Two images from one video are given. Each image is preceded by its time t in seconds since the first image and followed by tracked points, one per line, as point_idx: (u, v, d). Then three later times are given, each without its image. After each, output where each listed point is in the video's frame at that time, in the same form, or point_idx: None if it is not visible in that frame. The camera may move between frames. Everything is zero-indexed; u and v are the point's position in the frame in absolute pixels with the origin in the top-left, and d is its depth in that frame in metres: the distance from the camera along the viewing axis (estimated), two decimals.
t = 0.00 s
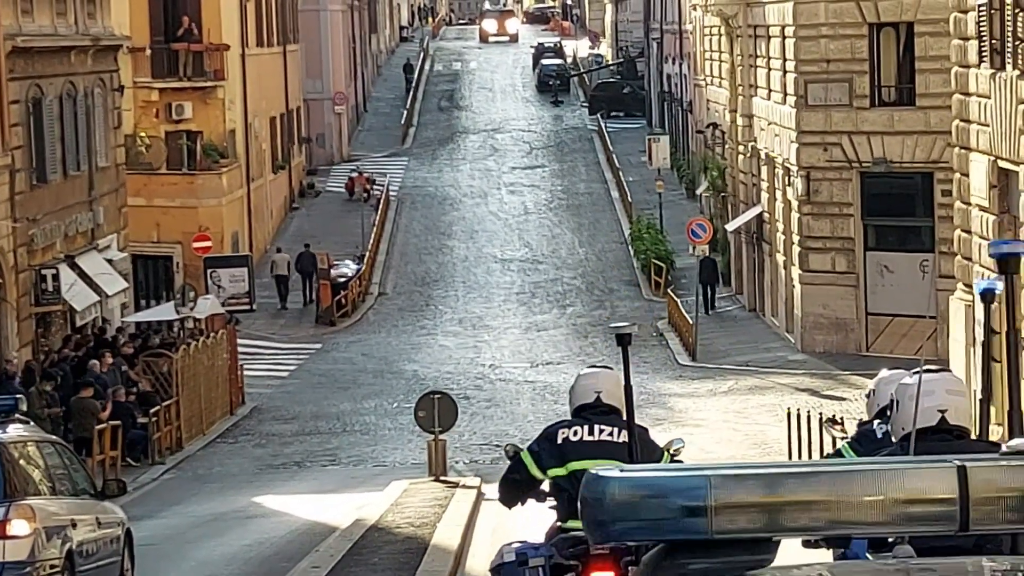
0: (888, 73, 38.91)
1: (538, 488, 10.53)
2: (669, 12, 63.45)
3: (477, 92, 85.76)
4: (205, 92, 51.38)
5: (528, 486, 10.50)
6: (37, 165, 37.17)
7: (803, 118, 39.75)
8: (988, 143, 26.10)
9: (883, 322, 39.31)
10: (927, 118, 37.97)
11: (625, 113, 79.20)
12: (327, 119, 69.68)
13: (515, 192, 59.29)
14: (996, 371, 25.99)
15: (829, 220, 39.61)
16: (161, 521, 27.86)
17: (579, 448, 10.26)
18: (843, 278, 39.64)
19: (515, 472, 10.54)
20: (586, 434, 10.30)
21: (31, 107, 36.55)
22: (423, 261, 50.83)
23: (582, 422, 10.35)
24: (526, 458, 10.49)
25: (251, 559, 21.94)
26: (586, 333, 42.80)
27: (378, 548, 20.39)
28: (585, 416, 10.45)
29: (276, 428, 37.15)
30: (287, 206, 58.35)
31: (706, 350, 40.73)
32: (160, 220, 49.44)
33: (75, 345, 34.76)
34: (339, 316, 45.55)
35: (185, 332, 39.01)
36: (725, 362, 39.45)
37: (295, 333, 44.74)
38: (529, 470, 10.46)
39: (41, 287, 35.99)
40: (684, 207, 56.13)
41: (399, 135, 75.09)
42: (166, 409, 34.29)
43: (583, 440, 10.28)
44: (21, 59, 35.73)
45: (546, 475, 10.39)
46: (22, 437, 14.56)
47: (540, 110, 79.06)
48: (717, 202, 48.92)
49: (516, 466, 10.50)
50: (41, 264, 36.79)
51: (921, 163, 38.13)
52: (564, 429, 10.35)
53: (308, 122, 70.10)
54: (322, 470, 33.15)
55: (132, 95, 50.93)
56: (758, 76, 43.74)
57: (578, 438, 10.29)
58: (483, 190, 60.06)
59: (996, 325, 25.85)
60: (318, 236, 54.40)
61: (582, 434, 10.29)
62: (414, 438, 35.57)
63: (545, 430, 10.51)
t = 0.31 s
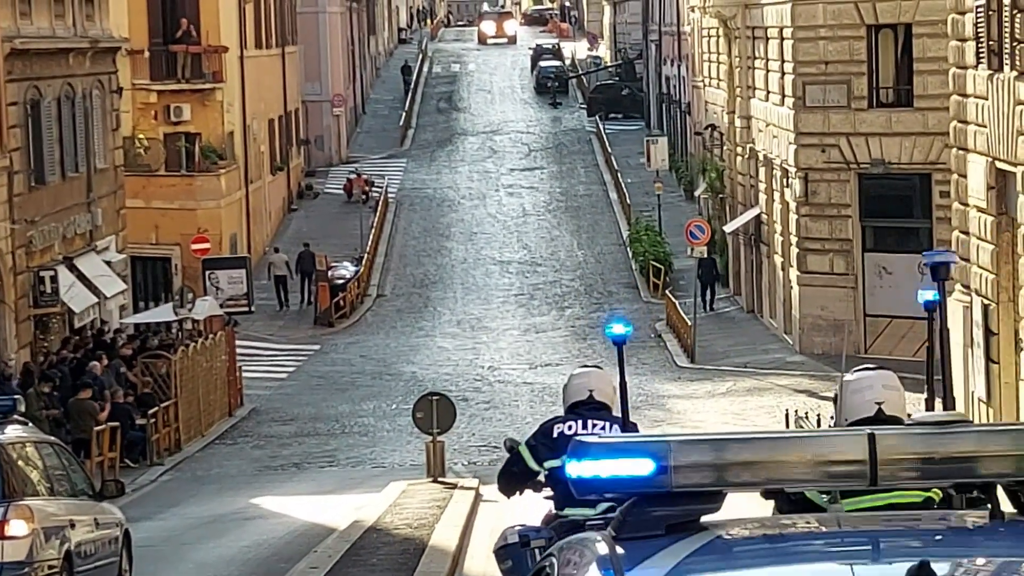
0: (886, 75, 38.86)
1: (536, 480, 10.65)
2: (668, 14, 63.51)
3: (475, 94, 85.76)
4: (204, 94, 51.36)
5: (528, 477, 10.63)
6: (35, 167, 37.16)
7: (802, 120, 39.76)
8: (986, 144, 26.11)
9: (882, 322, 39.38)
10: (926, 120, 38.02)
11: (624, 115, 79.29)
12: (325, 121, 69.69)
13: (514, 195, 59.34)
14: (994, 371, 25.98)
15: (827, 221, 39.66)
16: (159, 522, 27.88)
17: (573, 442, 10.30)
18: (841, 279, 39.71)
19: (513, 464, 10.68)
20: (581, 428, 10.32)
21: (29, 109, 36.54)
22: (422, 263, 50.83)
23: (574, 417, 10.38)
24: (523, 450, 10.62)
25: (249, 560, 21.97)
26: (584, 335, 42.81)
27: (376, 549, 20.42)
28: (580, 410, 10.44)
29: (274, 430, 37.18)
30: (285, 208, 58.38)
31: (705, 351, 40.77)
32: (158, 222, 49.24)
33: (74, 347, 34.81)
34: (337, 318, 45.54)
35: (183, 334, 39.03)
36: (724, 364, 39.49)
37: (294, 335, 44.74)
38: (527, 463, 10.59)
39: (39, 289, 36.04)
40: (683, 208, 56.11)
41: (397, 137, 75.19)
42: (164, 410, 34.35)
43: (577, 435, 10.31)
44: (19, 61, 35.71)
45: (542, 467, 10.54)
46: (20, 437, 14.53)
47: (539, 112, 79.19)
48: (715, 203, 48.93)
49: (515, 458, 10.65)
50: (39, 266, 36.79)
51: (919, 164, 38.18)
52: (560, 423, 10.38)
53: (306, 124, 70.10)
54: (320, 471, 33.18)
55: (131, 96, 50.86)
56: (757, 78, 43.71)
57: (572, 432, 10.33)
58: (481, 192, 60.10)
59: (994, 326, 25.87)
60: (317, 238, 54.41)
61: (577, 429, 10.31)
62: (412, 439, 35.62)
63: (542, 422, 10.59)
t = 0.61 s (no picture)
0: (886, 76, 38.84)
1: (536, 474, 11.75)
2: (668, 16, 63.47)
3: (476, 96, 85.69)
4: (205, 96, 51.38)
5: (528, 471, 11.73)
6: (36, 169, 37.19)
7: (802, 122, 39.82)
8: (986, 146, 26.10)
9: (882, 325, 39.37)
10: (926, 122, 38.03)
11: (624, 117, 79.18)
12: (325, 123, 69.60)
13: (514, 197, 59.33)
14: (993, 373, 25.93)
15: (827, 223, 39.73)
16: (160, 524, 27.91)
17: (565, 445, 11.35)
18: (841, 282, 39.73)
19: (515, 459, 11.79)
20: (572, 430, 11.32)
21: (29, 111, 36.56)
22: (422, 265, 50.80)
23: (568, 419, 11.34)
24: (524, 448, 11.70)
25: (248, 562, 22.00)
26: (584, 337, 42.80)
27: (375, 550, 20.45)
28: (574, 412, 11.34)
29: (274, 432, 37.21)
30: (286, 210, 58.35)
31: (705, 353, 40.73)
32: (158, 224, 49.27)
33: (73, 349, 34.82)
34: (337, 320, 45.54)
35: (183, 336, 39.06)
36: (724, 365, 39.49)
37: (294, 337, 44.74)
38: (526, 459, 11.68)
39: (40, 291, 36.02)
40: (684, 210, 56.03)
41: (398, 140, 75.16)
42: (164, 412, 34.35)
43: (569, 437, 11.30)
44: (20, 63, 35.75)
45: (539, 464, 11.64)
46: (21, 439, 14.56)
47: (539, 114, 79.16)
48: (716, 205, 48.85)
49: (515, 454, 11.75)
50: (39, 268, 36.80)
51: (919, 166, 38.20)
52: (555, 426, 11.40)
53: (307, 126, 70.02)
54: (321, 473, 33.23)
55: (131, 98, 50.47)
56: (757, 80, 43.63)
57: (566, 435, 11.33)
58: (481, 195, 60.09)
59: (994, 328, 25.85)
60: (317, 240, 54.39)
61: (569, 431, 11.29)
62: (412, 442, 35.65)
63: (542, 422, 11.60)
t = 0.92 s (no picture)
0: (888, 80, 38.93)
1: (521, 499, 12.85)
2: (670, 19, 63.45)
3: (478, 100, 85.75)
4: (207, 99, 51.28)
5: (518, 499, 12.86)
6: (38, 172, 37.24)
7: (803, 125, 39.81)
8: (988, 150, 26.13)
9: (883, 328, 39.40)
10: (927, 125, 38.11)
11: (626, 120, 79.08)
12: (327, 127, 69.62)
13: (517, 200, 59.30)
14: (995, 377, 25.93)
15: (829, 227, 39.72)
16: (162, 526, 27.93)
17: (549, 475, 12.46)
18: (844, 285, 39.73)
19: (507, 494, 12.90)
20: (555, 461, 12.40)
21: (32, 114, 36.60)
22: (425, 268, 50.77)
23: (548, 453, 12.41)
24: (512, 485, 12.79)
25: (251, 564, 22.04)
26: (585, 340, 42.74)
27: (378, 553, 20.50)
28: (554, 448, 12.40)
29: (276, 435, 37.27)
30: (288, 213, 58.29)
31: (707, 356, 40.71)
32: (161, 226, 49.21)
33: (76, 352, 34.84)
34: (339, 322, 45.55)
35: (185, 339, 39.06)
36: (726, 369, 39.44)
37: (296, 339, 44.73)
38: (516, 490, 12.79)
39: (42, 293, 36.06)
40: (686, 214, 55.96)
41: (400, 142, 75.11)
42: (167, 415, 34.40)
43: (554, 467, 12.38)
44: (22, 66, 35.80)
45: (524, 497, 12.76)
46: (23, 442, 14.59)
47: (541, 117, 79.10)
48: (717, 208, 48.75)
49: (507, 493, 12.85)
50: (41, 270, 36.84)
51: (920, 169, 38.28)
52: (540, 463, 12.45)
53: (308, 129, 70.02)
54: (323, 476, 33.31)
55: (133, 101, 50.58)
56: (759, 83, 43.64)
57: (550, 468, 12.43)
58: (483, 198, 60.06)
59: (995, 331, 25.88)
60: (320, 243, 54.35)
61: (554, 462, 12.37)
62: (415, 444, 35.71)
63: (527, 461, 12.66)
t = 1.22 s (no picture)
0: (891, 80, 38.97)
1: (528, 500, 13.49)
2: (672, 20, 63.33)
3: (480, 102, 85.72)
4: (209, 100, 51.07)
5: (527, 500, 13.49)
6: (40, 173, 37.32)
7: (805, 126, 39.83)
8: (990, 150, 26.08)
9: (885, 330, 39.41)
10: (929, 126, 38.19)
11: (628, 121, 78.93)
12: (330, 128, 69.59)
13: (519, 201, 59.24)
14: (998, 378, 25.85)
15: (831, 228, 39.65)
16: (163, 527, 27.95)
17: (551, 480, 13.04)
18: (844, 286, 39.58)
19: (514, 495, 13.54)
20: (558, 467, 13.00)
21: (34, 115, 36.64)
22: (426, 269, 50.71)
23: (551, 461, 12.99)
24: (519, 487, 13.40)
25: (251, 564, 22.05)
26: (586, 342, 42.61)
27: (378, 553, 20.51)
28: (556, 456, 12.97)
29: (278, 436, 37.31)
30: (289, 214, 58.20)
31: (709, 358, 40.62)
32: (163, 227, 49.16)
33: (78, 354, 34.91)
34: (340, 324, 45.49)
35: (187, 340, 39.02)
36: (729, 370, 39.38)
37: (297, 341, 44.69)
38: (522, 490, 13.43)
39: (44, 294, 36.15)
40: (688, 215, 55.83)
41: (402, 143, 75.01)
42: (168, 415, 34.47)
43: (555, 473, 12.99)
44: (24, 67, 35.84)
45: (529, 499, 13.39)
46: (27, 441, 14.60)
47: (543, 118, 79.00)
48: (719, 210, 48.57)
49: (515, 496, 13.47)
50: (43, 271, 36.93)
51: (922, 170, 38.39)
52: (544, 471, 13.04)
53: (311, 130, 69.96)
54: (324, 477, 33.36)
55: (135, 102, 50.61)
56: (761, 82, 43.51)
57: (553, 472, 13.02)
58: (485, 199, 60.00)
59: (997, 332, 25.84)
60: (322, 243, 54.27)
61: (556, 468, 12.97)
62: (417, 446, 35.75)
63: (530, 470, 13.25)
